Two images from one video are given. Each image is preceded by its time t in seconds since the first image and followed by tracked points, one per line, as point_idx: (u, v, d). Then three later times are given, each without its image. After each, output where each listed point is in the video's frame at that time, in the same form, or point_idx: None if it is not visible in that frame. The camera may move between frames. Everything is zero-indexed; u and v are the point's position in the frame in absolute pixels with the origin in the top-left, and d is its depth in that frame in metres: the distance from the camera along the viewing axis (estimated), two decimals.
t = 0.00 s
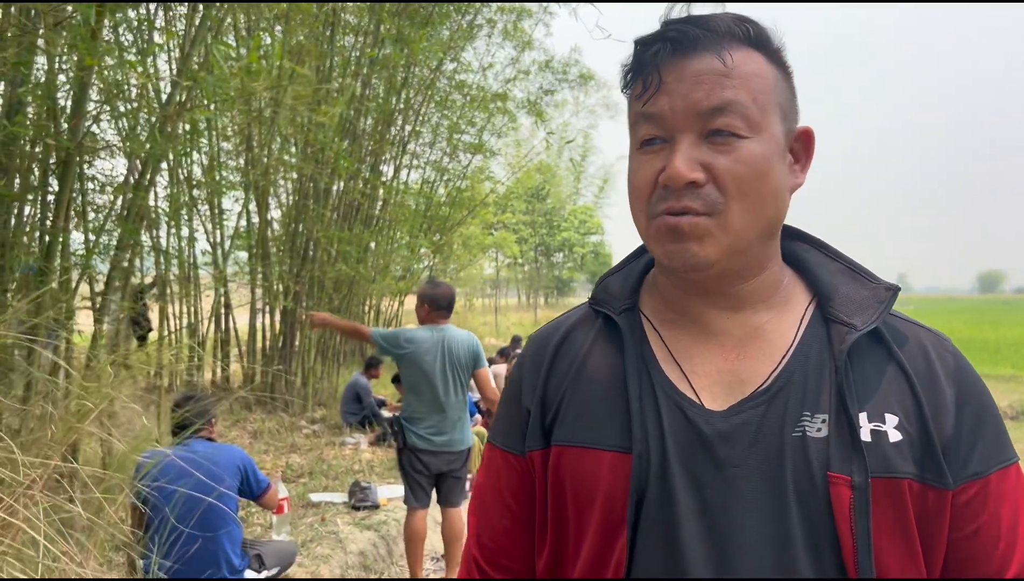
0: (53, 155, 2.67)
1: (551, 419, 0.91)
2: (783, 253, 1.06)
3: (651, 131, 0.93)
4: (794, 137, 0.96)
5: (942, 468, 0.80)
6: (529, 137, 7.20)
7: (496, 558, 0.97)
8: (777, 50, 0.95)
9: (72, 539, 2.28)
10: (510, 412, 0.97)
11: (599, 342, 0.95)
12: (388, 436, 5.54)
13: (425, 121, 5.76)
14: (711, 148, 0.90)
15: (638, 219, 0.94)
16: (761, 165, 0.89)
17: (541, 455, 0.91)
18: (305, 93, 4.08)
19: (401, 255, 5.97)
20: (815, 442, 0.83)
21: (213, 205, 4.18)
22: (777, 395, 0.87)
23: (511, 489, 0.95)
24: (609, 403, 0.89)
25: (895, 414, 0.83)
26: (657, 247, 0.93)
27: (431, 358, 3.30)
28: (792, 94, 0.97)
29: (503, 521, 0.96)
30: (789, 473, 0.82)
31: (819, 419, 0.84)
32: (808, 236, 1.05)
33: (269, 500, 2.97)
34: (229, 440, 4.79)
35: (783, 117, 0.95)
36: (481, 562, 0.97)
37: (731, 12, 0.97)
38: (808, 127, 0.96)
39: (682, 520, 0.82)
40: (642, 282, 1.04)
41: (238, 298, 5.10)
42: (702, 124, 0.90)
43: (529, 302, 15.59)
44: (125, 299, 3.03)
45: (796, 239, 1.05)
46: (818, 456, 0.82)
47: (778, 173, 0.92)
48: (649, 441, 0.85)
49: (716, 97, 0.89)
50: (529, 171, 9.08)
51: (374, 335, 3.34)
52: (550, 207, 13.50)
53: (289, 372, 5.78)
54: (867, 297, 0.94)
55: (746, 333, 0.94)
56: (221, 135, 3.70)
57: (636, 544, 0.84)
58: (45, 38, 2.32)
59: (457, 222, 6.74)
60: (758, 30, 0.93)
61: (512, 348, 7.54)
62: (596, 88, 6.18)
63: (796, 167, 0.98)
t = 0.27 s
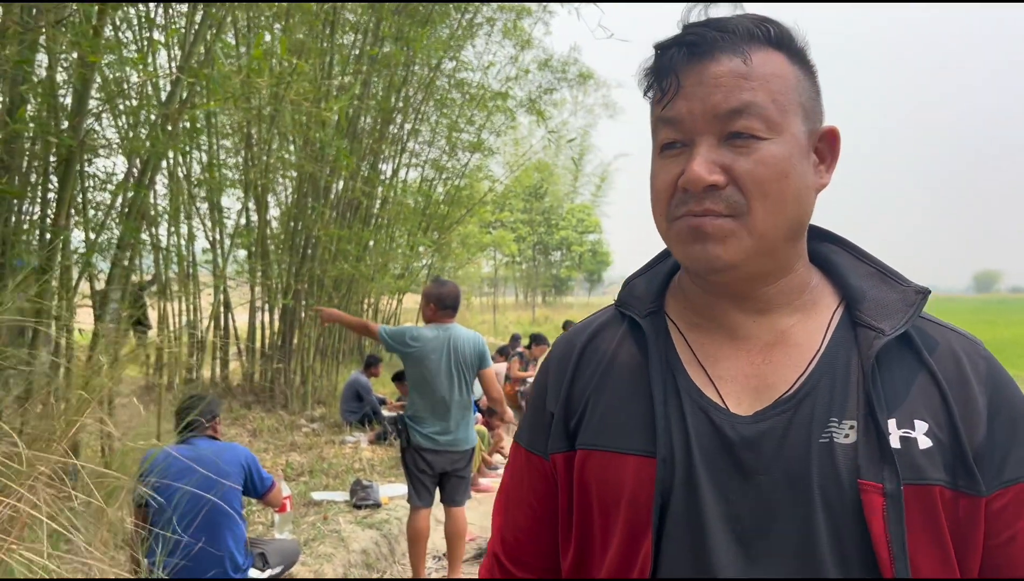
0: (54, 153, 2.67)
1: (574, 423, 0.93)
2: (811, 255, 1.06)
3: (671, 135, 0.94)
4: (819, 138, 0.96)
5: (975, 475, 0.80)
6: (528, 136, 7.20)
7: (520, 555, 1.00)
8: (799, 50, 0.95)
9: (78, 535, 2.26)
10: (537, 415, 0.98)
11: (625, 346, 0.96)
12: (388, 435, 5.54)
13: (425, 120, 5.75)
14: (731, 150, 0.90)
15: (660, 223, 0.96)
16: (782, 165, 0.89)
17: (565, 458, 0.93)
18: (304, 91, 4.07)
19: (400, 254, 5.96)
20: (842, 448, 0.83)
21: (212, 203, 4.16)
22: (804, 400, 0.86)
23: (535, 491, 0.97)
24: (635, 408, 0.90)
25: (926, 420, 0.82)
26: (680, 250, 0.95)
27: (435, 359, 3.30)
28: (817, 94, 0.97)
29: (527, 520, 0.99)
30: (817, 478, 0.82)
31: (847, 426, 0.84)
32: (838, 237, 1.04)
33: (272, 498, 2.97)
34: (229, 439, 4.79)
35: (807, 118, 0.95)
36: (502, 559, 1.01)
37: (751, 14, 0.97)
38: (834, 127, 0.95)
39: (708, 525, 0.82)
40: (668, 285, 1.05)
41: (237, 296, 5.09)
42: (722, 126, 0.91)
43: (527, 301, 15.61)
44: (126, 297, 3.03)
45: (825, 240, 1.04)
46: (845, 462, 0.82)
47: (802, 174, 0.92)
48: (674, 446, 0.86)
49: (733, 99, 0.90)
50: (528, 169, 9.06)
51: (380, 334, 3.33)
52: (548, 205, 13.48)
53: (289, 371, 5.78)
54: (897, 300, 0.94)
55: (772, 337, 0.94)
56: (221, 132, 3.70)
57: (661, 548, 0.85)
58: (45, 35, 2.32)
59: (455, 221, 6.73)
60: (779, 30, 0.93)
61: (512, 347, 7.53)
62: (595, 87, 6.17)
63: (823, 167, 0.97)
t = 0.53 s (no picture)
0: (45, 149, 2.65)
1: (593, 422, 0.94)
2: (828, 257, 1.06)
3: (692, 138, 0.95)
4: (838, 141, 0.96)
5: (990, 477, 0.82)
6: (519, 134, 7.19)
7: (539, 556, 0.99)
8: (821, 53, 0.94)
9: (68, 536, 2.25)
10: (554, 416, 0.98)
11: (645, 348, 0.96)
12: (381, 433, 5.52)
13: (417, 117, 5.73)
14: (751, 153, 0.91)
15: (679, 225, 0.96)
16: (803, 170, 0.90)
17: (583, 458, 0.93)
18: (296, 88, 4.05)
19: (392, 252, 5.95)
20: (859, 451, 0.83)
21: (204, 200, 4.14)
22: (822, 402, 0.87)
23: (555, 489, 0.98)
24: (654, 408, 0.90)
25: (944, 422, 0.83)
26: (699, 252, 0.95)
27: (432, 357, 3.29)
28: (837, 97, 0.96)
29: (547, 520, 0.98)
30: (834, 479, 0.82)
31: (865, 429, 0.84)
32: (856, 240, 1.04)
33: (270, 495, 2.94)
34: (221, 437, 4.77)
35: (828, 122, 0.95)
36: (524, 560, 0.99)
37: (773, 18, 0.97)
38: (854, 130, 0.95)
39: (727, 526, 0.83)
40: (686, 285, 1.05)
41: (228, 294, 5.06)
42: (743, 129, 0.91)
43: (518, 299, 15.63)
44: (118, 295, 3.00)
45: (842, 243, 1.05)
46: (862, 464, 0.82)
47: (822, 178, 0.92)
48: (694, 447, 0.86)
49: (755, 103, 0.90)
50: (519, 168, 9.05)
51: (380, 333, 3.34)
52: (539, 204, 13.46)
53: (281, 369, 5.75)
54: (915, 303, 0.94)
55: (789, 339, 0.94)
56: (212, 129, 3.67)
57: (678, 548, 0.85)
58: (36, 31, 2.30)
59: (447, 219, 6.72)
60: (801, 34, 0.93)
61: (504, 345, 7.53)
62: (587, 85, 6.17)
63: (843, 170, 0.97)
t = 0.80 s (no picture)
0: (30, 145, 2.63)
1: (601, 417, 0.94)
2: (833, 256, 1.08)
3: (708, 134, 0.95)
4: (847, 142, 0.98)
5: (991, 473, 0.83)
6: (506, 132, 7.20)
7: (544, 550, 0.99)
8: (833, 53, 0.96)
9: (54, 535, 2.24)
10: (559, 411, 0.99)
11: (653, 345, 0.97)
12: (368, 430, 5.51)
13: (404, 114, 5.72)
14: (769, 152, 0.92)
15: (694, 223, 0.97)
16: (819, 170, 0.91)
17: (591, 453, 0.93)
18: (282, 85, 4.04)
19: (379, 249, 5.94)
20: (865, 447, 0.85)
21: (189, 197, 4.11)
22: (829, 400, 0.89)
23: (561, 484, 0.97)
24: (664, 405, 0.91)
25: (948, 419, 0.85)
26: (714, 250, 0.96)
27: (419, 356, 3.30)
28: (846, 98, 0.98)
29: (552, 515, 0.98)
30: (840, 475, 0.84)
31: (871, 425, 0.86)
32: (860, 240, 1.06)
33: (258, 491, 2.94)
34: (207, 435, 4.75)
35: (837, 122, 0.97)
36: (529, 555, 0.99)
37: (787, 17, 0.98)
38: (862, 132, 0.97)
39: (734, 522, 0.85)
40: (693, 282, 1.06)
41: (214, 291, 5.03)
42: (762, 128, 0.92)
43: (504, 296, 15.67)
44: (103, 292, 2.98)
45: (847, 243, 1.06)
46: (868, 461, 0.84)
47: (834, 178, 0.94)
48: (702, 444, 0.87)
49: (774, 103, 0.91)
50: (506, 165, 9.06)
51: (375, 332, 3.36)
52: (525, 201, 13.47)
53: (267, 366, 5.73)
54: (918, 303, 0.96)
55: (796, 337, 0.96)
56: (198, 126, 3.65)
57: (688, 544, 0.87)
58: (21, 26, 2.28)
59: (434, 216, 6.71)
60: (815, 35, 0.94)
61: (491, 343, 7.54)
62: (574, 83, 6.19)
63: (850, 171, 0.99)
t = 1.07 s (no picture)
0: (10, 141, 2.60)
1: (598, 415, 0.95)
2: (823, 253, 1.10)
3: (760, 130, 0.92)
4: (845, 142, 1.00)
5: (987, 464, 0.86)
6: (490, 129, 7.20)
7: (538, 549, 1.00)
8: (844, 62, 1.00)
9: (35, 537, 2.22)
10: (555, 409, 0.99)
11: (648, 341, 0.98)
12: (353, 428, 5.49)
13: (388, 112, 5.71)
14: (820, 151, 0.91)
15: (738, 222, 0.92)
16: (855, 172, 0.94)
17: (589, 451, 0.94)
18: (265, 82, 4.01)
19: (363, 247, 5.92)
20: (866, 440, 0.87)
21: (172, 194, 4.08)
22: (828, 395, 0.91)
23: (555, 483, 0.98)
24: (665, 401, 0.92)
25: (945, 412, 0.87)
26: (759, 249, 0.93)
27: (400, 356, 3.30)
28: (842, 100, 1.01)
29: (548, 513, 0.99)
30: (842, 469, 0.86)
31: (870, 419, 0.89)
32: (851, 238, 1.08)
33: (244, 490, 2.92)
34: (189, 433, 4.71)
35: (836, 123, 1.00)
36: (524, 556, 1.00)
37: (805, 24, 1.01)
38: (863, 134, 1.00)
39: (738, 518, 0.86)
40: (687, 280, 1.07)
41: (196, 289, 5.00)
42: (816, 126, 0.91)
43: (488, 294, 15.69)
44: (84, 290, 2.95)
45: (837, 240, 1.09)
46: (869, 454, 0.87)
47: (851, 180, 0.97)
48: (705, 440, 0.89)
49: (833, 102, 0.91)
50: (490, 163, 9.06)
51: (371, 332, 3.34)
52: (509, 199, 13.48)
53: (250, 364, 5.70)
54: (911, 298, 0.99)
55: (796, 332, 0.97)
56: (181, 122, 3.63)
57: (691, 539, 0.88)
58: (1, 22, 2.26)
59: (418, 214, 6.70)
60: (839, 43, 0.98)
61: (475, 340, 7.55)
62: (558, 82, 6.20)
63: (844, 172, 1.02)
